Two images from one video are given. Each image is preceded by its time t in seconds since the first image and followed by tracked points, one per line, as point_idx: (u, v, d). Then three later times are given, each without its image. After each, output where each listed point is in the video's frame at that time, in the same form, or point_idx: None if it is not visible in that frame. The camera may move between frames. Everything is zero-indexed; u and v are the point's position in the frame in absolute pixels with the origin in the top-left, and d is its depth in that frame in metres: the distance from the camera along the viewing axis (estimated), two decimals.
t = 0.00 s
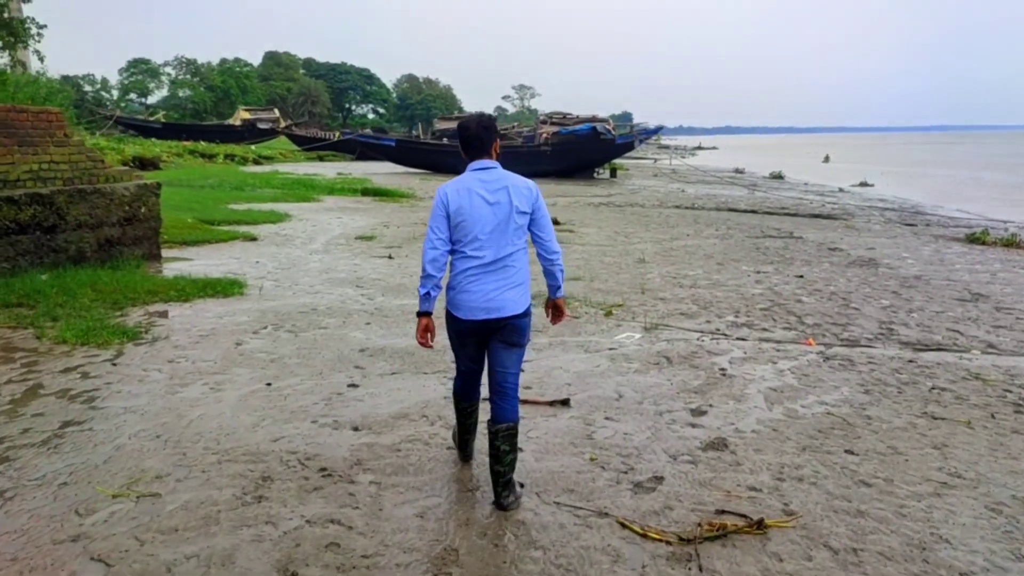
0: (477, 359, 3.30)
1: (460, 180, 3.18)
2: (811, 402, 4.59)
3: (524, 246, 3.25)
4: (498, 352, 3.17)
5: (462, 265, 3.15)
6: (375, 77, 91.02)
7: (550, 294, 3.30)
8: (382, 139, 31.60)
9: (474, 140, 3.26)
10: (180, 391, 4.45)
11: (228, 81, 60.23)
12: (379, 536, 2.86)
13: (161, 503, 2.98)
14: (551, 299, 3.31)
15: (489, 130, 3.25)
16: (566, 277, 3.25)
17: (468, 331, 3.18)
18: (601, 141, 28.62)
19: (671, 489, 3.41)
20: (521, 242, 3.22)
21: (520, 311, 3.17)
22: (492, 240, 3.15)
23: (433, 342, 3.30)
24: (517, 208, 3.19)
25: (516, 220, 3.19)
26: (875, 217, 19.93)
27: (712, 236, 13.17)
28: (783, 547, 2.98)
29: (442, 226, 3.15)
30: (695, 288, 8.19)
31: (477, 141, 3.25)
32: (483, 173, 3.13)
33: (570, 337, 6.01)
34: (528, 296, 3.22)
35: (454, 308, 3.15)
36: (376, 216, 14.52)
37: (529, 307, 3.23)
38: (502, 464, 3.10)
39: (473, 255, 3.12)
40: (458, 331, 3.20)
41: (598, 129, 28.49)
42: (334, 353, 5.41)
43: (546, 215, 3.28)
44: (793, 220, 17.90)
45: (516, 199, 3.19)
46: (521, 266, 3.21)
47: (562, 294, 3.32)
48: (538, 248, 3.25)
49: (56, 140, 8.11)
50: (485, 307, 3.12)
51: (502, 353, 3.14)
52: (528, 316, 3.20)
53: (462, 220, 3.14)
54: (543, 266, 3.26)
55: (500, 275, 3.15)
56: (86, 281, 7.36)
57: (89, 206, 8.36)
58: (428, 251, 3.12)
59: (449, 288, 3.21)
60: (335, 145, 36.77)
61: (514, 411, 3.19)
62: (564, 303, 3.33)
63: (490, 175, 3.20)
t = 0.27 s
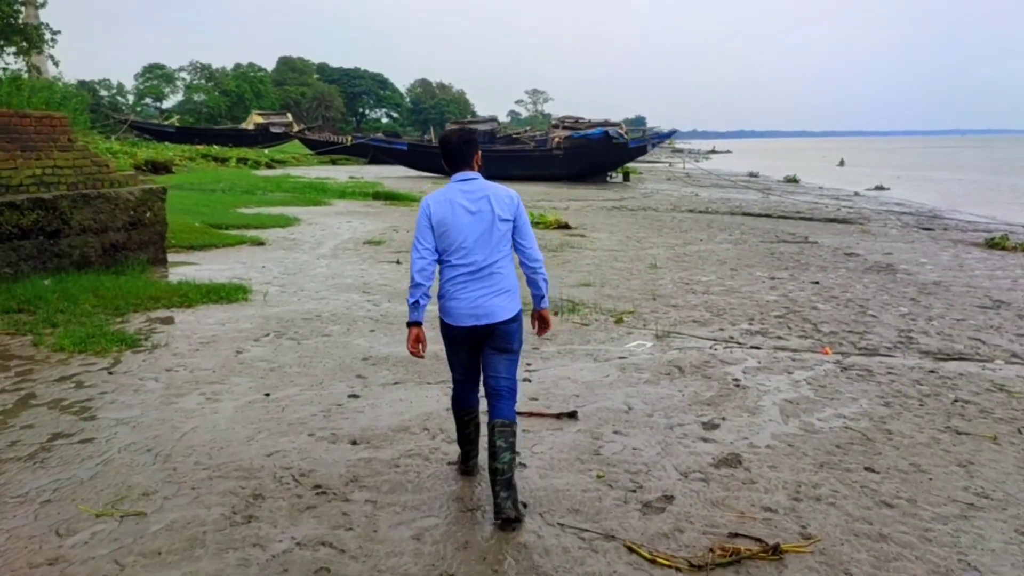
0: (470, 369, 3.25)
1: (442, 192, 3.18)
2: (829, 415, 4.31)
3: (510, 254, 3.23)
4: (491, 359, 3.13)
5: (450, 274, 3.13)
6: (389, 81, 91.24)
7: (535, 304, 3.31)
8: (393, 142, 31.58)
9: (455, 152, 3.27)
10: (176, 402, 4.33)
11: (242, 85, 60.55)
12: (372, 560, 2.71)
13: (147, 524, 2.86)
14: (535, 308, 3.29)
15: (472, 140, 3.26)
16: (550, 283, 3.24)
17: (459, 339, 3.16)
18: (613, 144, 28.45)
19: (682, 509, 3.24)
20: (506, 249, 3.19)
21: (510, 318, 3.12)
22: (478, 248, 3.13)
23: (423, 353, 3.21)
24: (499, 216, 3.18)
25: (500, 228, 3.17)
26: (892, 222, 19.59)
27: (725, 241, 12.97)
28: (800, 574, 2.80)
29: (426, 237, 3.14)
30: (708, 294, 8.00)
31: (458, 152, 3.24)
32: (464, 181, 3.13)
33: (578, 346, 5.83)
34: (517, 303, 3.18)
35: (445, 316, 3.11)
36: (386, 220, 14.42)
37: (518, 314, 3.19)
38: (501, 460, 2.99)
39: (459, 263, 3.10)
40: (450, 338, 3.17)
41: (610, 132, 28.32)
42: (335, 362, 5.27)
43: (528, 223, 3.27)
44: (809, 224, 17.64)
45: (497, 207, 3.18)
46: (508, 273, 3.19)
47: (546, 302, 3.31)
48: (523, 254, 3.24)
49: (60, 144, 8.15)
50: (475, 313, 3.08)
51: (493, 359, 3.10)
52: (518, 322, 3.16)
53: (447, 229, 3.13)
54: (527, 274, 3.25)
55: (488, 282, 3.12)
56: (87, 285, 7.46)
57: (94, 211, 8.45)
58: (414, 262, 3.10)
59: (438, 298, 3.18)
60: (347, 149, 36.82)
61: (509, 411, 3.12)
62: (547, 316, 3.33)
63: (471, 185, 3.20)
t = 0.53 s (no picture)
0: (472, 366, 3.32)
1: (435, 192, 3.37)
2: (848, 430, 4.05)
3: (501, 251, 3.37)
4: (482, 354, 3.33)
5: (439, 271, 3.33)
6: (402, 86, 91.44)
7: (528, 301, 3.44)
8: (405, 147, 31.55)
9: (450, 150, 3.43)
10: (172, 414, 4.24)
11: (256, 90, 60.85)
12: None
13: (131, 544, 2.75)
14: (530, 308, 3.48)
15: (464, 137, 3.39)
16: (539, 281, 3.35)
17: (455, 336, 3.29)
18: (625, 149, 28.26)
19: (692, 531, 3.04)
20: (495, 247, 3.33)
21: (503, 315, 3.30)
22: (466, 246, 3.30)
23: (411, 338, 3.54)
24: (488, 215, 3.32)
25: (487, 226, 3.32)
26: (909, 227, 19.27)
27: (739, 246, 12.76)
28: None
29: (419, 236, 3.36)
30: (721, 301, 7.81)
31: (453, 150, 3.40)
32: (453, 181, 3.30)
33: (586, 355, 5.67)
34: (508, 300, 3.34)
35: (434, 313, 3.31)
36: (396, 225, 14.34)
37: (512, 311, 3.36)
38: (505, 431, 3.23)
39: (447, 262, 3.28)
40: (442, 335, 3.31)
41: (622, 136, 28.14)
42: (337, 373, 5.14)
43: (520, 220, 3.39)
44: (825, 229, 17.36)
45: (487, 206, 3.32)
46: (496, 271, 3.32)
47: (538, 300, 3.42)
48: (512, 252, 3.36)
49: (64, 149, 8.16)
50: (466, 311, 3.26)
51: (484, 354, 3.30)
52: (512, 324, 3.33)
53: (436, 228, 3.32)
54: (518, 272, 3.37)
55: (477, 280, 3.28)
56: (91, 293, 7.63)
57: (98, 216, 8.42)
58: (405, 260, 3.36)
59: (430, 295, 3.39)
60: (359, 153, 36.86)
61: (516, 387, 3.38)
62: (541, 315, 3.49)
63: (463, 184, 3.36)
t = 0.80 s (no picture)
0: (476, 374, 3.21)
1: (440, 196, 3.29)
2: (868, 444, 3.85)
3: (506, 258, 3.27)
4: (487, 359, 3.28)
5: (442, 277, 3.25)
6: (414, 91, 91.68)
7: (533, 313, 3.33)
8: (416, 152, 31.53)
9: (457, 155, 3.36)
10: (167, 428, 4.14)
11: (269, 96, 61.14)
12: None
13: (115, 567, 2.64)
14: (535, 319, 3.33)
15: (473, 141, 3.32)
16: (543, 289, 3.24)
17: (458, 343, 3.19)
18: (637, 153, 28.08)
19: (702, 552, 2.86)
20: (499, 254, 3.24)
21: (507, 322, 3.22)
22: (469, 252, 3.21)
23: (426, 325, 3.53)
24: (493, 220, 3.22)
25: (492, 232, 3.22)
26: (924, 232, 18.97)
27: (752, 252, 12.56)
28: None
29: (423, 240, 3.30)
30: (734, 309, 7.64)
31: (459, 154, 3.34)
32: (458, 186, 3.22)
33: (594, 365, 5.52)
34: (512, 308, 3.25)
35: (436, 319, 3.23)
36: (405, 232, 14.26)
37: (515, 319, 3.27)
38: (504, 438, 3.41)
39: (450, 267, 3.20)
40: (444, 341, 3.21)
41: (633, 141, 27.97)
42: (338, 385, 5.03)
43: (526, 226, 3.29)
44: (839, 235, 17.12)
45: (492, 211, 3.22)
46: (500, 278, 3.23)
47: (543, 311, 3.30)
48: (517, 259, 3.26)
49: (69, 155, 8.08)
50: (470, 317, 3.17)
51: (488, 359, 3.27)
52: (514, 330, 3.26)
53: (440, 233, 3.24)
54: (522, 280, 3.28)
55: (480, 286, 3.19)
56: (93, 299, 7.60)
57: (102, 222, 8.36)
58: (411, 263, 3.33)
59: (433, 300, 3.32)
60: (370, 158, 36.89)
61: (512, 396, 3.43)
62: (546, 326, 3.34)
63: (468, 189, 3.27)
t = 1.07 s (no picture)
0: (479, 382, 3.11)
1: (453, 208, 3.19)
2: (887, 461, 3.67)
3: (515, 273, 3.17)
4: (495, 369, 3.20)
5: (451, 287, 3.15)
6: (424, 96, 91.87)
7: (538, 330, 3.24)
8: (424, 157, 31.48)
9: (471, 167, 3.26)
10: (158, 441, 4.01)
11: (280, 101, 61.40)
12: None
13: None
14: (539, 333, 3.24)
15: (487, 156, 3.24)
16: (550, 305, 3.13)
17: (459, 354, 3.10)
18: (646, 157, 27.91)
19: None
20: (509, 268, 3.13)
21: (513, 332, 3.14)
22: (479, 264, 3.11)
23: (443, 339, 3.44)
24: (504, 234, 3.12)
25: (502, 246, 3.12)
26: (938, 236, 18.71)
27: (763, 257, 12.38)
28: None
29: (433, 250, 3.20)
30: (745, 315, 7.47)
31: (473, 166, 3.24)
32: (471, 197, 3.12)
33: (600, 375, 5.36)
34: (517, 323, 3.15)
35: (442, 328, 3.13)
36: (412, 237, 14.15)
37: (519, 334, 3.18)
38: (504, 447, 3.39)
39: (459, 277, 3.09)
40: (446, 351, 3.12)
41: (643, 145, 27.80)
42: (336, 397, 4.90)
43: (537, 243, 3.19)
44: (851, 239, 16.89)
45: (504, 225, 3.13)
46: (508, 293, 3.13)
47: (549, 327, 3.19)
48: (526, 275, 3.15)
49: (73, 160, 8.02)
50: (475, 329, 3.08)
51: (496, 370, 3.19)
52: (520, 341, 3.17)
53: (450, 243, 3.14)
54: (530, 295, 3.18)
55: (487, 299, 3.10)
56: (93, 306, 7.48)
57: (106, 228, 8.28)
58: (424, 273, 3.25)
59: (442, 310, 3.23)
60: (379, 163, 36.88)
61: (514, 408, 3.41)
62: (551, 341, 3.24)
63: (481, 202, 3.17)
